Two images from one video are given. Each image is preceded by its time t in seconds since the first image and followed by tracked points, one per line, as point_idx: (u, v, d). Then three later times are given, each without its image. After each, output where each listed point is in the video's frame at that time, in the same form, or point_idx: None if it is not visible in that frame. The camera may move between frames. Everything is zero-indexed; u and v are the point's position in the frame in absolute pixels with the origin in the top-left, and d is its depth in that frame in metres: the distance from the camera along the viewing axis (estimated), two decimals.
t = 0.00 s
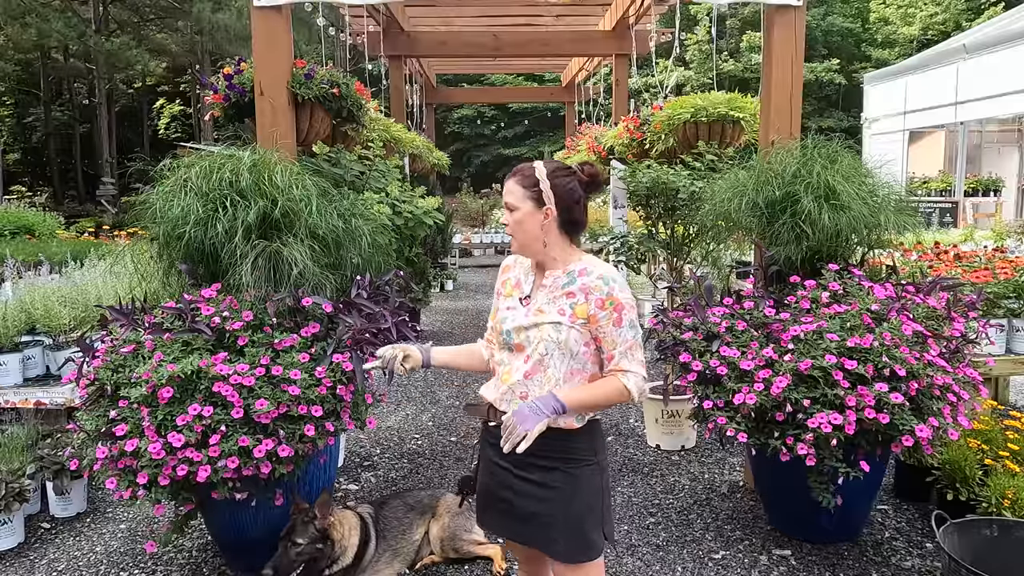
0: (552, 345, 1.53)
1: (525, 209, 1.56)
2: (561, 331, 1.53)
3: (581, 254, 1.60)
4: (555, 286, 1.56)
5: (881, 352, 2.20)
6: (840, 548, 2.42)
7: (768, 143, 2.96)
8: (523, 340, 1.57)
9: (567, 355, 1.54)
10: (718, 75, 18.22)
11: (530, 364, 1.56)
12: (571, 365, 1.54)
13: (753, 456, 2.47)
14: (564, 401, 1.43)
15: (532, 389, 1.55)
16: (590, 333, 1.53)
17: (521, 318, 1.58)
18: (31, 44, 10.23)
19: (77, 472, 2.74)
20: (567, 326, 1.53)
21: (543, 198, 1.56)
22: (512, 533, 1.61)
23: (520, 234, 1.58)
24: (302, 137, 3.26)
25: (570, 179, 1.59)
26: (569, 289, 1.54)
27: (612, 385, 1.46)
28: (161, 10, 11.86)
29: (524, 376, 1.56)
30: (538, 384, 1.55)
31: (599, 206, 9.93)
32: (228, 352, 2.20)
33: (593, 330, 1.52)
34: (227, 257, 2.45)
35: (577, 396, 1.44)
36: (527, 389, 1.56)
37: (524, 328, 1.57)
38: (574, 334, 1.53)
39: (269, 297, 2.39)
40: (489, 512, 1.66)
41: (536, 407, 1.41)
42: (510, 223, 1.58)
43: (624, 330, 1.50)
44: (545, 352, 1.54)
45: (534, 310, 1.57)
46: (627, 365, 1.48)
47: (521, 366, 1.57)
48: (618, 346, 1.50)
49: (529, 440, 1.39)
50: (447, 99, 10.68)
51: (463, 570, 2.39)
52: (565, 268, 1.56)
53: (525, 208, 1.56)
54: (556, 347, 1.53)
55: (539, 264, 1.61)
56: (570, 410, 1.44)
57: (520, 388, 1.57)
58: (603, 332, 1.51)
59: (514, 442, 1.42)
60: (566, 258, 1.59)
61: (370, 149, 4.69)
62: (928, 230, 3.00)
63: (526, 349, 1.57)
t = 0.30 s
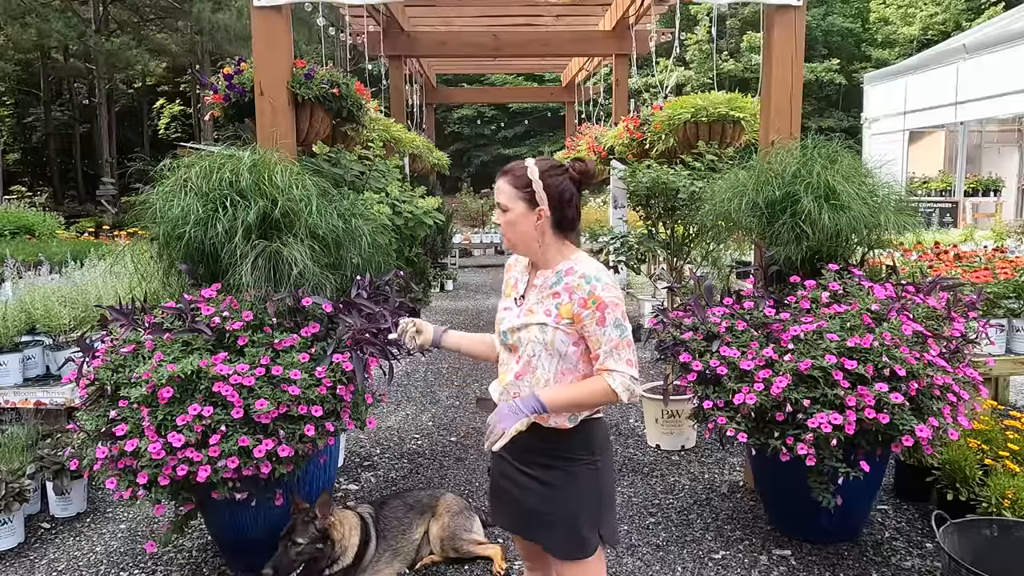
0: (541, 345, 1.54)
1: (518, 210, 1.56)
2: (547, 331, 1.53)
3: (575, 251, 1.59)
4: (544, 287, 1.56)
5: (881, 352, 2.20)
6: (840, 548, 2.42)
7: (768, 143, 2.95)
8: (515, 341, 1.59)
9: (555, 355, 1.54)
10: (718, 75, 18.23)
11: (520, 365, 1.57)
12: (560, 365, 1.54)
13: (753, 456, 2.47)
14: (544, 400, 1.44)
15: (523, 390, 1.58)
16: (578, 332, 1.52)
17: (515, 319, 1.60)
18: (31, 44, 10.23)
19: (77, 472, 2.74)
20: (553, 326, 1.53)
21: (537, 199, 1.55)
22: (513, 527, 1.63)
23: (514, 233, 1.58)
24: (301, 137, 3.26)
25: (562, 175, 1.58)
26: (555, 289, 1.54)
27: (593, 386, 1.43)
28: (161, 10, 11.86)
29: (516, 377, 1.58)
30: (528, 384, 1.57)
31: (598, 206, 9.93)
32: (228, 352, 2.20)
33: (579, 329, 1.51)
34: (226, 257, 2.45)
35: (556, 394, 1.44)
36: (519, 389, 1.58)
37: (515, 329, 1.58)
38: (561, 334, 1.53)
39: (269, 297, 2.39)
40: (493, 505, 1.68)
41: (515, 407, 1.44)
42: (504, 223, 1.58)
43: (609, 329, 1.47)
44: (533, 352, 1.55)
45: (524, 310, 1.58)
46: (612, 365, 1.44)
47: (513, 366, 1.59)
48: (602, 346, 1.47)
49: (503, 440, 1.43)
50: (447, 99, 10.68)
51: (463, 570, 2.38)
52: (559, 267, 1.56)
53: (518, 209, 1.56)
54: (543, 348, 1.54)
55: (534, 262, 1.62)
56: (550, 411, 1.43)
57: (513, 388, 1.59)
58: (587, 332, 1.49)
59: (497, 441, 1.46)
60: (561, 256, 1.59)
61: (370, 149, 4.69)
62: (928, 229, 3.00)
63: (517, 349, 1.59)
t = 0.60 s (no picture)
0: (550, 339, 1.53)
1: (553, 215, 1.53)
2: (557, 325, 1.53)
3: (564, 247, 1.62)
4: (543, 283, 1.55)
5: (882, 352, 2.20)
6: (840, 548, 2.42)
7: (768, 143, 2.95)
8: (519, 341, 1.55)
9: (566, 347, 1.55)
10: (718, 75, 18.22)
11: (531, 362, 1.55)
12: (570, 355, 1.56)
13: (753, 456, 2.47)
14: (570, 389, 1.44)
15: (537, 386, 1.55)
16: (583, 322, 1.55)
17: (513, 319, 1.55)
18: (31, 44, 10.23)
19: (77, 472, 2.74)
20: (562, 320, 1.53)
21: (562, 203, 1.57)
22: (521, 522, 1.61)
23: (545, 239, 1.53)
24: (302, 137, 3.26)
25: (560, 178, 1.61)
26: (556, 284, 1.54)
27: (615, 367, 1.50)
28: (161, 10, 11.86)
29: (528, 374, 1.55)
30: (541, 379, 1.55)
31: (599, 206, 9.93)
32: (228, 352, 2.20)
33: (586, 319, 1.54)
34: (227, 257, 2.45)
35: (582, 381, 1.46)
36: (532, 386, 1.55)
37: (518, 329, 1.55)
38: (570, 326, 1.54)
39: (269, 297, 2.39)
40: (500, 502, 1.65)
41: (545, 400, 1.41)
42: (539, 229, 1.51)
43: (617, 315, 1.54)
44: (545, 348, 1.54)
45: (524, 309, 1.55)
46: (623, 347, 1.52)
47: (522, 365, 1.55)
48: (613, 331, 1.53)
49: (547, 434, 1.39)
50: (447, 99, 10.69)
51: (463, 570, 2.38)
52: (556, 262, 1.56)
53: (552, 213, 1.53)
54: (555, 342, 1.53)
55: (522, 261, 1.58)
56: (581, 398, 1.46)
57: (524, 386, 1.56)
58: (596, 320, 1.53)
59: (532, 439, 1.39)
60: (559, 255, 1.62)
61: (370, 149, 4.69)
62: (928, 229, 3.00)
63: (523, 348, 1.55)
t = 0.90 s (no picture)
0: (582, 330, 1.60)
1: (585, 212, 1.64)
2: (589, 316, 1.62)
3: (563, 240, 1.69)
4: (566, 279, 1.62)
5: (881, 352, 2.20)
6: (840, 548, 2.42)
7: (768, 143, 2.95)
8: (555, 336, 1.58)
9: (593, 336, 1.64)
10: (718, 75, 18.22)
11: (571, 354, 1.59)
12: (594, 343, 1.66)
13: (753, 456, 2.48)
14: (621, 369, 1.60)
15: (576, 376, 1.59)
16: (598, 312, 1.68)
17: (546, 316, 1.59)
18: (31, 44, 10.23)
19: (77, 472, 2.74)
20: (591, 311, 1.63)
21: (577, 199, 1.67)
22: (534, 520, 1.61)
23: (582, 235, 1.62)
24: (302, 137, 3.26)
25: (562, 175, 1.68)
26: (579, 278, 1.63)
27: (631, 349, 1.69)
28: (161, 9, 11.86)
29: (568, 365, 1.59)
30: (580, 368, 1.60)
31: (599, 206, 9.93)
32: (228, 353, 2.20)
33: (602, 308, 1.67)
34: (226, 257, 2.45)
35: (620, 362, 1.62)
36: (573, 377, 1.59)
37: (555, 324, 1.58)
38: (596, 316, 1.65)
39: (269, 297, 2.39)
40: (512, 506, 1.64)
41: (617, 385, 1.57)
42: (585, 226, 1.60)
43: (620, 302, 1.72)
44: (582, 339, 1.60)
45: (555, 305, 1.59)
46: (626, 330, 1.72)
47: (562, 357, 1.58)
48: (620, 317, 1.71)
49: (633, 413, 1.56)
50: (447, 99, 10.69)
51: (463, 570, 2.38)
52: (573, 257, 1.64)
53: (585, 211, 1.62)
54: (590, 332, 1.62)
55: (542, 259, 1.62)
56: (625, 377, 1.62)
57: (564, 378, 1.58)
58: (611, 309, 1.68)
59: (619, 424, 1.55)
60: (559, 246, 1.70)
61: (370, 149, 4.69)
62: (928, 229, 3.00)
63: (560, 342, 1.59)
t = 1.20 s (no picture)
0: (607, 323, 1.65)
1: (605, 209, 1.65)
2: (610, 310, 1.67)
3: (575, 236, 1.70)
4: (590, 275, 1.65)
5: (881, 352, 2.20)
6: (840, 548, 2.42)
7: (768, 143, 2.95)
8: (589, 331, 1.60)
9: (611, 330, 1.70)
10: (718, 75, 18.22)
11: (603, 348, 1.63)
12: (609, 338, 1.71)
13: (753, 456, 2.47)
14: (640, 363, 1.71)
15: (606, 369, 1.63)
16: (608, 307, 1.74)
17: (580, 311, 1.60)
18: (31, 44, 10.23)
19: (77, 472, 2.75)
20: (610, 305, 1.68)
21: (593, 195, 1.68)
22: (563, 520, 1.61)
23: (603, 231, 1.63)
24: (302, 137, 3.26)
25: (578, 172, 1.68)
26: (599, 274, 1.67)
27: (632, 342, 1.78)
28: (161, 9, 11.86)
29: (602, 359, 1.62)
30: (608, 362, 1.64)
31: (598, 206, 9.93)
32: (228, 353, 2.20)
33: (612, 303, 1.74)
34: (226, 257, 2.45)
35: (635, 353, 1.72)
36: (605, 369, 1.62)
37: (589, 319, 1.60)
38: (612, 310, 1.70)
39: (269, 297, 2.39)
40: (540, 511, 1.59)
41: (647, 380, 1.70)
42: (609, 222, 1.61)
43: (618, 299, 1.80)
44: (609, 332, 1.65)
45: (586, 300, 1.62)
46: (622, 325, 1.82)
47: (595, 351, 1.61)
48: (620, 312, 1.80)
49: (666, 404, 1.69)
50: (447, 99, 10.69)
51: (463, 570, 2.38)
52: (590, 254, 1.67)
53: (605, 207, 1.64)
54: (613, 326, 1.67)
55: (569, 255, 1.62)
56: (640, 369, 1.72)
57: (599, 372, 1.61)
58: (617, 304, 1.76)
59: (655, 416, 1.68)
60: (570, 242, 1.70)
61: (370, 149, 4.69)
62: (928, 229, 3.00)
63: (593, 336, 1.61)
